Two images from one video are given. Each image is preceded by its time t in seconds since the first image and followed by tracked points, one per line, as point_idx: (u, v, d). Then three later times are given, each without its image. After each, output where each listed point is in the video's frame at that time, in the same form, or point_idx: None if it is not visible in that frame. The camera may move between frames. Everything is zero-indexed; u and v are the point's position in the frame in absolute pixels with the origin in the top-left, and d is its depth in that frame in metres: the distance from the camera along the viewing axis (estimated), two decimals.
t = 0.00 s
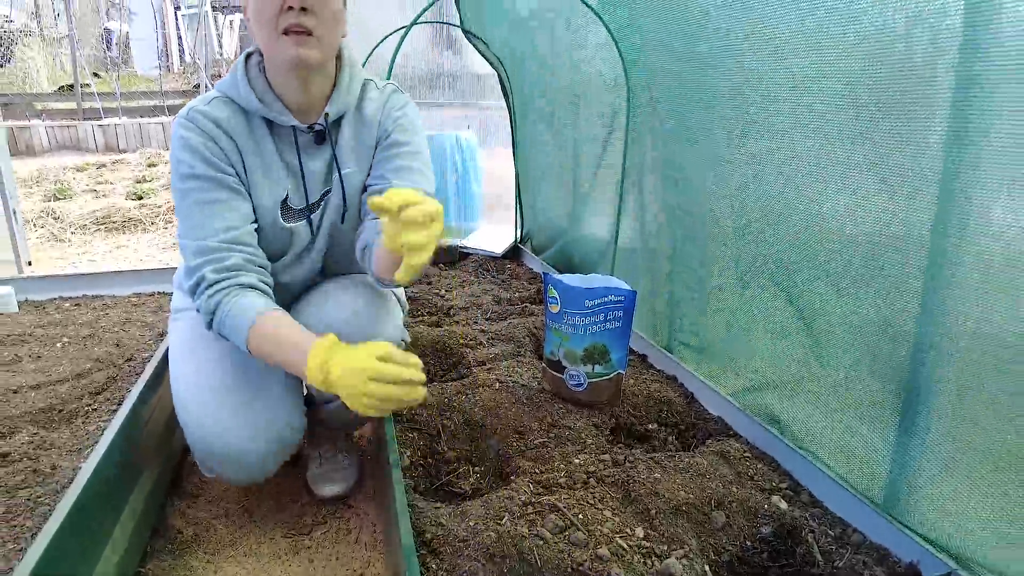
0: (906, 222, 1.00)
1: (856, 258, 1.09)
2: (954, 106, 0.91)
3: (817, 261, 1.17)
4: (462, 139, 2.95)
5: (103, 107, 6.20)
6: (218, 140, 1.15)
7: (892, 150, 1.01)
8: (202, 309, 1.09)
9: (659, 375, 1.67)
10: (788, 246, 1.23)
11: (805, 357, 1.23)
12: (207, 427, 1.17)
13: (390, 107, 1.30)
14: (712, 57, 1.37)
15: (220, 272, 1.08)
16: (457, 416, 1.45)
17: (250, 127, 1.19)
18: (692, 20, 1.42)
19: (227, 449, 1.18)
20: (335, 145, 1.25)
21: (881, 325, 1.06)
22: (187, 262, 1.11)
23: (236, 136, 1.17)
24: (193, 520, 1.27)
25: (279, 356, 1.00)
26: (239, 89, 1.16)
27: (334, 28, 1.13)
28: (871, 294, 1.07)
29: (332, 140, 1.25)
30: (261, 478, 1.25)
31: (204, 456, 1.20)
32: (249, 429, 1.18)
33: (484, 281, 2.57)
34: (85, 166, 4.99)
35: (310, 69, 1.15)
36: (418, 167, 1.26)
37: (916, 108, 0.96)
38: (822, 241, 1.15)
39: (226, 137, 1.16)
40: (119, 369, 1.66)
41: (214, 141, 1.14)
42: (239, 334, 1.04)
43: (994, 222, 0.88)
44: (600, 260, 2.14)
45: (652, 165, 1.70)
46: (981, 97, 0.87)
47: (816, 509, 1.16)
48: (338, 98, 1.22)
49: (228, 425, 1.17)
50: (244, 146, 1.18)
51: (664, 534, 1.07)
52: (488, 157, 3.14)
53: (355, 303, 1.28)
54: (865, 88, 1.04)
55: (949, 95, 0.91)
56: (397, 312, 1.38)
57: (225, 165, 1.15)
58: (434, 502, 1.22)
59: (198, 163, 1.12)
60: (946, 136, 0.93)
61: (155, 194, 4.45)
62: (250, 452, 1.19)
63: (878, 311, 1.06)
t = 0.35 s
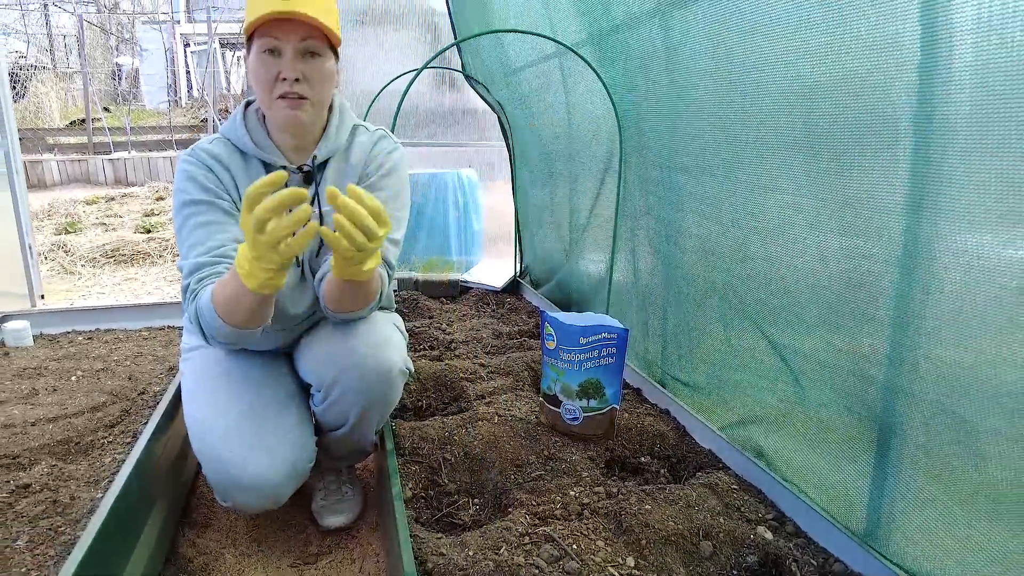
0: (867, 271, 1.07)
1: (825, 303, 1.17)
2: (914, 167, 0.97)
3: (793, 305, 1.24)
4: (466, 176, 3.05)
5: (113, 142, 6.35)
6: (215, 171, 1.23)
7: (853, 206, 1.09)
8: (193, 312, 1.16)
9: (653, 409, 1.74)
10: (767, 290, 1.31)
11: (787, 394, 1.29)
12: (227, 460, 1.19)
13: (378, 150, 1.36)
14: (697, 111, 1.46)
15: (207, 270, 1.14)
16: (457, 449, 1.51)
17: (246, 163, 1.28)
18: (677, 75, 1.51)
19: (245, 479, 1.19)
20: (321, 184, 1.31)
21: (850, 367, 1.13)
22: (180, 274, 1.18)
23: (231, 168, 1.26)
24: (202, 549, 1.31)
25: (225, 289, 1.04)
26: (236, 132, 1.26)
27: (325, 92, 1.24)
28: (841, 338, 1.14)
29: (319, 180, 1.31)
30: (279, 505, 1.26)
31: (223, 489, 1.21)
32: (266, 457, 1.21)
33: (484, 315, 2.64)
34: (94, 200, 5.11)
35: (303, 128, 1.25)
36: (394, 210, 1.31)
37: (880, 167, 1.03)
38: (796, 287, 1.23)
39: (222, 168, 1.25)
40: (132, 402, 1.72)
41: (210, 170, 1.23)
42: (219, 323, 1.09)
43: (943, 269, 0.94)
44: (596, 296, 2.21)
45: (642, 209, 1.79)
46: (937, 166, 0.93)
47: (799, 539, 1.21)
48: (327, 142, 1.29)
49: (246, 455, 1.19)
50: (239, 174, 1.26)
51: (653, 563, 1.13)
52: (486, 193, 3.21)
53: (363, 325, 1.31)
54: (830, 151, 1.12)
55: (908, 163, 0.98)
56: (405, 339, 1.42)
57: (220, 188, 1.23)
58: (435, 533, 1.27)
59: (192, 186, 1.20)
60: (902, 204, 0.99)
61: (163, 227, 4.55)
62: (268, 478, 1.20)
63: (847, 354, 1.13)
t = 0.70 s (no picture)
0: (850, 300, 1.13)
1: (812, 330, 1.23)
2: (890, 207, 1.03)
3: (781, 331, 1.30)
4: (467, 203, 3.13)
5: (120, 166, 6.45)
6: (224, 206, 1.29)
7: (833, 240, 1.15)
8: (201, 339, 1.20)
9: (650, 432, 1.78)
10: (756, 317, 1.37)
11: (777, 416, 1.34)
12: (231, 472, 1.22)
13: (380, 183, 1.43)
14: (689, 144, 1.53)
15: (215, 297, 1.19)
16: (459, 471, 1.55)
17: (253, 200, 1.34)
18: (669, 111, 1.58)
19: (246, 488, 1.22)
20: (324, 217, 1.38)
21: (837, 391, 1.18)
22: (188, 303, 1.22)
23: (238, 204, 1.31)
24: (212, 568, 1.33)
25: (232, 326, 1.10)
26: (244, 169, 1.33)
27: (328, 124, 1.31)
28: (827, 363, 1.20)
29: (322, 213, 1.37)
30: (278, 520, 1.28)
31: (226, 500, 1.25)
32: (268, 470, 1.24)
33: (485, 338, 2.69)
34: (101, 223, 5.18)
35: (307, 157, 1.31)
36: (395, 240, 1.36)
37: (859, 204, 1.09)
38: (783, 314, 1.29)
39: (231, 204, 1.31)
40: (143, 425, 1.77)
41: (219, 205, 1.29)
42: (227, 346, 1.13)
43: (916, 300, 1.00)
44: (595, 320, 2.27)
45: (638, 238, 1.86)
46: (912, 208, 0.99)
47: (791, 559, 1.26)
48: (331, 176, 1.36)
49: (248, 466, 1.23)
50: (246, 209, 1.32)
51: None
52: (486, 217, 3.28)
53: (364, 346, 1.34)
54: (812, 186, 1.18)
55: (884, 205, 1.04)
56: (405, 365, 1.45)
57: (228, 223, 1.28)
58: (438, 552, 1.31)
59: (202, 220, 1.26)
60: (880, 240, 1.06)
61: (168, 250, 4.62)
62: (266, 489, 1.23)
63: (833, 378, 1.19)
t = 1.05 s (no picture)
0: (838, 315, 1.16)
1: (802, 345, 1.26)
2: (876, 225, 1.07)
3: (773, 345, 1.34)
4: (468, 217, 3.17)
5: (124, 179, 6.51)
6: (235, 226, 1.33)
7: (821, 257, 1.19)
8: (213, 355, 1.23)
9: (648, 443, 1.81)
10: (749, 332, 1.40)
11: (770, 428, 1.37)
12: (237, 480, 1.26)
13: (386, 202, 1.47)
14: (685, 162, 1.57)
15: (227, 314, 1.22)
16: (460, 483, 1.57)
17: (262, 219, 1.38)
18: (665, 129, 1.62)
19: (253, 498, 1.25)
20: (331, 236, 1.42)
21: (827, 404, 1.21)
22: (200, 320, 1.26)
23: (248, 223, 1.35)
24: None
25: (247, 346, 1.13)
26: (254, 190, 1.37)
27: (336, 146, 1.35)
28: (817, 378, 1.23)
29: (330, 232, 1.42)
30: (284, 527, 1.31)
31: (233, 510, 1.27)
32: (272, 478, 1.27)
33: (486, 351, 2.72)
34: (105, 236, 5.23)
35: (315, 178, 1.35)
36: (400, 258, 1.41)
37: (847, 223, 1.12)
38: (775, 329, 1.33)
39: (241, 224, 1.34)
40: (148, 437, 1.80)
41: (230, 224, 1.33)
42: (236, 361, 1.17)
43: (901, 314, 1.03)
44: (594, 334, 2.30)
45: (635, 254, 1.90)
46: (898, 227, 1.02)
47: (785, 568, 1.28)
48: (338, 196, 1.41)
49: (255, 476, 1.26)
50: (256, 229, 1.36)
51: None
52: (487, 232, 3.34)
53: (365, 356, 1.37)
54: (801, 205, 1.22)
55: (872, 223, 1.08)
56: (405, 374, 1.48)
57: (239, 242, 1.32)
58: (438, 561, 1.33)
59: (214, 241, 1.30)
60: (866, 257, 1.09)
61: (172, 263, 4.66)
62: (274, 498, 1.26)
63: (823, 391, 1.22)
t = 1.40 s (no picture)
0: (830, 323, 1.19)
1: (796, 352, 1.28)
2: (867, 235, 1.09)
3: (767, 353, 1.36)
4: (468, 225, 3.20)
5: (127, 188, 6.55)
6: (235, 236, 1.35)
7: (814, 267, 1.21)
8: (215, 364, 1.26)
9: (646, 451, 1.83)
10: (743, 340, 1.43)
11: (765, 435, 1.39)
12: (239, 484, 1.28)
13: (386, 211, 1.49)
14: (681, 173, 1.60)
15: (229, 325, 1.25)
16: (459, 489, 1.59)
17: (262, 228, 1.40)
18: (662, 141, 1.65)
19: (256, 501, 1.27)
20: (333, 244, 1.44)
21: (820, 411, 1.23)
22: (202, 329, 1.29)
23: (248, 233, 1.37)
24: None
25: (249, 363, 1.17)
26: (255, 200, 1.39)
27: (340, 168, 1.38)
28: (810, 384, 1.25)
29: (331, 240, 1.44)
30: (285, 531, 1.33)
31: (235, 512, 1.30)
32: (273, 481, 1.29)
33: (486, 359, 2.75)
34: (107, 244, 5.26)
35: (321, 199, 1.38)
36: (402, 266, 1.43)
37: (838, 233, 1.15)
38: (769, 337, 1.35)
39: (242, 233, 1.36)
40: (152, 443, 1.82)
41: (231, 234, 1.35)
42: (236, 372, 1.20)
43: (890, 323, 1.06)
44: (593, 342, 2.32)
45: (632, 263, 1.93)
46: (888, 236, 1.05)
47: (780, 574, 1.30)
48: (338, 206, 1.43)
49: (257, 480, 1.28)
50: (256, 238, 1.38)
51: None
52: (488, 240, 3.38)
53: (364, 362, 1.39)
54: (794, 215, 1.25)
55: (863, 232, 1.10)
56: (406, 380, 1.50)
57: (239, 252, 1.34)
58: (437, 566, 1.34)
59: (215, 251, 1.32)
60: (857, 266, 1.11)
61: (174, 271, 4.68)
62: (275, 502, 1.28)
63: (816, 398, 1.24)
